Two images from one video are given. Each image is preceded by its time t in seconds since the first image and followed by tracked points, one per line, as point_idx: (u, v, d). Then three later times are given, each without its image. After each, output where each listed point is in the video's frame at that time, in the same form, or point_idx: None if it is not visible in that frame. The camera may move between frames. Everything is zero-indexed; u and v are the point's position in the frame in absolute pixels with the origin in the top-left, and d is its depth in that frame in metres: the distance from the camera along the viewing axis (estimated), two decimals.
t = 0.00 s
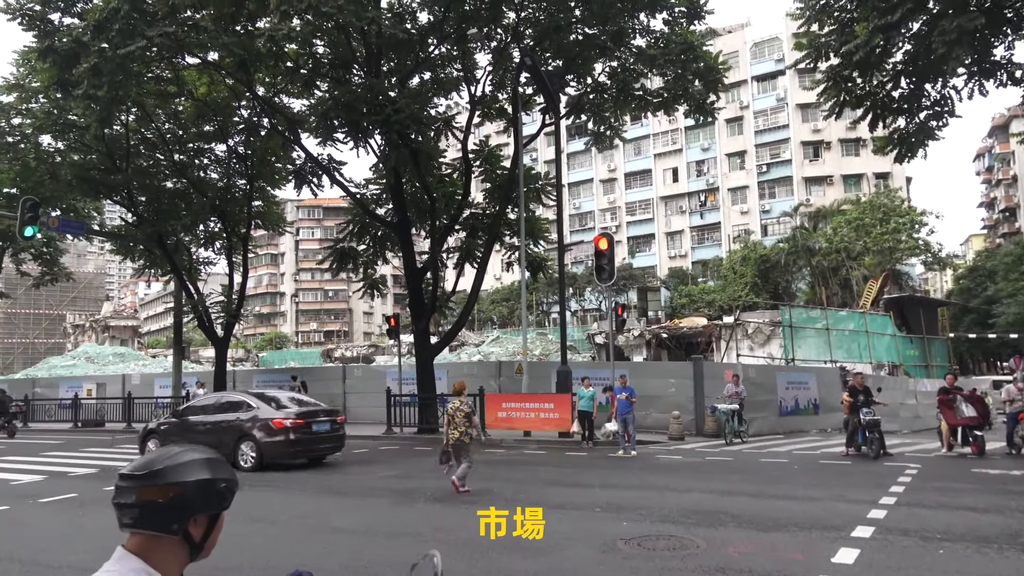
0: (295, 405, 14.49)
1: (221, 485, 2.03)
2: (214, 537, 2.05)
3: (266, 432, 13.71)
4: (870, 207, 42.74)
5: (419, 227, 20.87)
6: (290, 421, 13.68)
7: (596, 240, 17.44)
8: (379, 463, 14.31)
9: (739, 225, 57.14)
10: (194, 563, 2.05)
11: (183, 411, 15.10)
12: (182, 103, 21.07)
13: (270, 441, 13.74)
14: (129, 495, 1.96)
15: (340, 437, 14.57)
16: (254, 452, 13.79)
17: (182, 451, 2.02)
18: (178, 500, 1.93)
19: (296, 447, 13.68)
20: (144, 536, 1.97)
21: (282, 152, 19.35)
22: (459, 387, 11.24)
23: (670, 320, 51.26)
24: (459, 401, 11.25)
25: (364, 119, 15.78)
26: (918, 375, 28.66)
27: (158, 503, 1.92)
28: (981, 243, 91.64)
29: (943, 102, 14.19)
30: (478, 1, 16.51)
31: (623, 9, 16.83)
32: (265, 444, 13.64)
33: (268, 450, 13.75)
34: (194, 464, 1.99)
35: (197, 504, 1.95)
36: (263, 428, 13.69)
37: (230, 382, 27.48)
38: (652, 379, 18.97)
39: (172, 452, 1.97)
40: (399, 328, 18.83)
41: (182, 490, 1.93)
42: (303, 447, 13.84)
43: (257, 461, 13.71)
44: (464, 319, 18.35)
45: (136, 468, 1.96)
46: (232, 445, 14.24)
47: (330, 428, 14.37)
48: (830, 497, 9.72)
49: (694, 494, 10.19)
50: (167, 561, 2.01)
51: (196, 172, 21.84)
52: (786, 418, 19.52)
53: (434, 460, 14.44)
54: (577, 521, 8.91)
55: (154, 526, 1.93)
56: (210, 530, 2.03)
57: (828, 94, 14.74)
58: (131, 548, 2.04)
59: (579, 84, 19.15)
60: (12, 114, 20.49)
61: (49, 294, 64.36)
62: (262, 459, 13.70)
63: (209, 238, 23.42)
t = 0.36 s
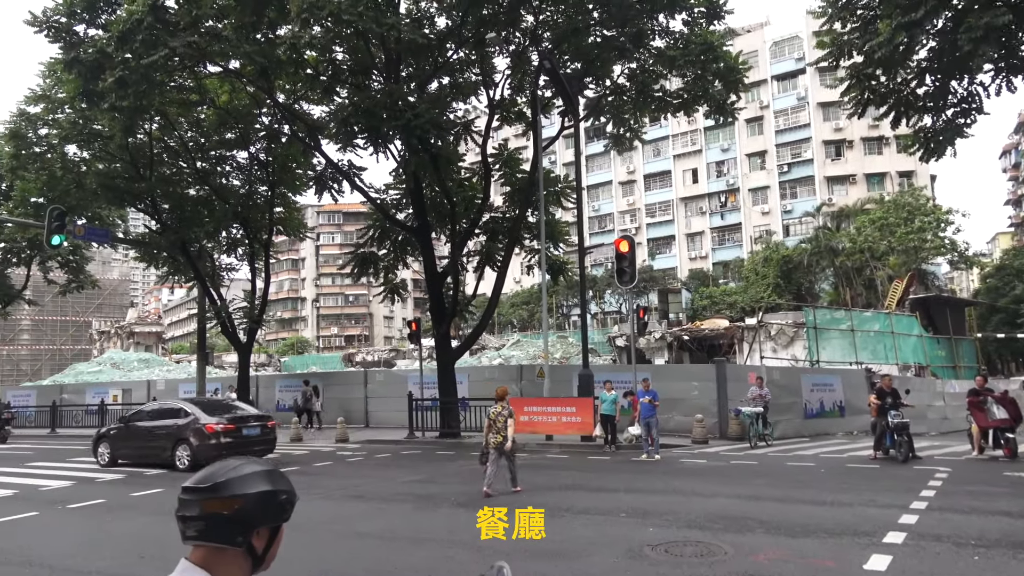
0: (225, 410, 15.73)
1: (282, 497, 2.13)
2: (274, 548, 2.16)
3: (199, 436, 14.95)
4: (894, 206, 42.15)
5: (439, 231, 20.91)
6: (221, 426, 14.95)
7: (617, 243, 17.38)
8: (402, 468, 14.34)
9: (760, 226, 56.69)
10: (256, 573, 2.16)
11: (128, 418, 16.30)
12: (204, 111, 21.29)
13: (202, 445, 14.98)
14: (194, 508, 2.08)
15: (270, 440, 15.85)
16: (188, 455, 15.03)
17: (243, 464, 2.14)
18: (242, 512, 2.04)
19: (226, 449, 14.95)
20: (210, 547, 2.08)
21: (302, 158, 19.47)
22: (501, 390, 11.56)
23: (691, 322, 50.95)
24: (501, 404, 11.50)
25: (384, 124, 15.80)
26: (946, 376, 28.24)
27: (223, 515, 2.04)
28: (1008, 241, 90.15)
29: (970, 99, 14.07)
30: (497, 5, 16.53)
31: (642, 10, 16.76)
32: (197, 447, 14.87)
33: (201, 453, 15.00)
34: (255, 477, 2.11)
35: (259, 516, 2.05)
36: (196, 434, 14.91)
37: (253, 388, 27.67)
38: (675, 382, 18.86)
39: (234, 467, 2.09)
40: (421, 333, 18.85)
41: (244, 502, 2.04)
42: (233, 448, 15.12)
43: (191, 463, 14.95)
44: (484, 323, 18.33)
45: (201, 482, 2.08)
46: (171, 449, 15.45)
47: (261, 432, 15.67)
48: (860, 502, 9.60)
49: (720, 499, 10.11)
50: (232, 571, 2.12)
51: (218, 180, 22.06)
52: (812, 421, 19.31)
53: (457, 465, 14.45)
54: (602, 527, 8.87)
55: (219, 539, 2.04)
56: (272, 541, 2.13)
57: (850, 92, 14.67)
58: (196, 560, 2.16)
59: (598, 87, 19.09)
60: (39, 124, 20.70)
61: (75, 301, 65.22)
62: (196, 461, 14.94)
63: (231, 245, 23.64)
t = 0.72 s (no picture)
0: (176, 413, 16.88)
1: (333, 512, 2.15)
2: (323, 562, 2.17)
3: (149, 437, 16.08)
4: (920, 202, 41.49)
5: (460, 233, 20.98)
6: (168, 427, 16.06)
7: (638, 243, 17.32)
8: (426, 470, 14.40)
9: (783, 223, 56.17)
10: None
11: (90, 421, 17.47)
12: (227, 117, 21.54)
13: (154, 446, 16.11)
14: (247, 524, 2.10)
15: (218, 440, 16.97)
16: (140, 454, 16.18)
17: (294, 480, 2.15)
18: (296, 528, 2.05)
19: (175, 449, 16.08)
20: (263, 563, 2.10)
21: (324, 162, 19.61)
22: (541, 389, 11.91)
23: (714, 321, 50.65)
24: (541, 403, 11.71)
25: (404, 127, 15.89)
26: (976, 374, 27.78)
27: (277, 531, 2.05)
28: None
29: (998, 92, 13.82)
30: (515, 6, 16.57)
31: (662, 9, 16.74)
32: (148, 448, 16.00)
33: (153, 453, 16.13)
34: (307, 492, 2.12)
35: (312, 532, 2.07)
36: (146, 436, 16.03)
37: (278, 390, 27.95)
38: (699, 382, 18.78)
39: (286, 482, 2.11)
40: (443, 335, 18.91)
41: (297, 519, 2.05)
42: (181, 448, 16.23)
43: (142, 462, 16.10)
44: (506, 325, 18.32)
45: (254, 497, 2.10)
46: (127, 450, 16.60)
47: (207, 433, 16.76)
48: (890, 504, 9.47)
49: (747, 502, 10.04)
50: None
51: (241, 184, 22.31)
52: (838, 420, 19.10)
53: (481, 467, 14.47)
54: (628, 530, 8.83)
55: (273, 555, 2.06)
56: (324, 557, 2.14)
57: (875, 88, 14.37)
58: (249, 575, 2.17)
59: (618, 86, 19.03)
60: (66, 132, 21.01)
61: (103, 305, 66.35)
62: (147, 460, 16.09)
63: (254, 248, 23.88)
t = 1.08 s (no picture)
0: (138, 408, 18.01)
1: (378, 514, 2.17)
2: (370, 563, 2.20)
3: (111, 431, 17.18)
4: (949, 196, 40.75)
5: (482, 229, 20.97)
6: (128, 421, 17.16)
7: (661, 239, 17.24)
8: (447, 465, 14.46)
9: (807, 218, 55.58)
10: None
11: (61, 416, 18.57)
12: (250, 114, 21.71)
13: (115, 439, 17.24)
14: (293, 530, 2.11)
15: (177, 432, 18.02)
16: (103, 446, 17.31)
17: (339, 484, 2.16)
18: (342, 533, 2.07)
19: (135, 442, 17.20)
20: (311, 568, 2.11)
21: (346, 158, 19.69)
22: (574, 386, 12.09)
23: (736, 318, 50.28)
24: (576, 400, 11.87)
25: (426, 124, 15.92)
26: (1005, 371, 27.31)
27: (324, 537, 2.06)
28: None
29: None
30: (536, 2, 16.54)
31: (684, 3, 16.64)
32: (110, 441, 17.13)
33: (115, 445, 17.29)
34: (351, 495, 2.13)
35: (357, 536, 2.08)
36: (109, 430, 17.14)
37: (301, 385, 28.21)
38: (722, 379, 18.69)
39: (331, 487, 2.11)
40: (464, 330, 18.92)
41: (343, 524, 2.06)
42: (142, 441, 17.36)
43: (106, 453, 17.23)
44: (527, 323, 18.30)
45: (299, 504, 2.10)
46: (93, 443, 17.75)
47: (167, 426, 17.82)
48: (917, 503, 9.36)
49: (772, 500, 9.96)
50: None
51: (265, 181, 22.51)
52: (864, 418, 18.87)
53: (503, 463, 14.50)
54: (651, 528, 8.80)
55: (321, 560, 2.08)
56: (370, 561, 2.16)
57: (904, 81, 14.12)
58: None
59: (640, 81, 18.93)
60: (92, 130, 21.27)
61: (129, 300, 67.32)
62: (110, 451, 17.22)
63: (277, 245, 24.08)
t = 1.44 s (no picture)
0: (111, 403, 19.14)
1: (425, 510, 2.20)
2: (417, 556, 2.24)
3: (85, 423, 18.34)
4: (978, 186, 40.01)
5: (503, 222, 20.97)
6: (100, 415, 18.31)
7: (684, 231, 17.12)
8: (470, 459, 14.52)
9: (831, 208, 54.91)
10: None
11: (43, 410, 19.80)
12: (272, 109, 21.85)
13: (88, 430, 18.39)
14: (342, 525, 2.13)
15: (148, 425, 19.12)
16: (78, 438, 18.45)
17: (386, 479, 2.17)
18: (391, 530, 2.09)
19: (106, 433, 18.34)
20: (360, 563, 2.14)
21: (367, 153, 19.75)
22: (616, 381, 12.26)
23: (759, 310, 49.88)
24: (615, 394, 11.88)
25: (447, 117, 15.92)
26: None
27: (373, 533, 2.08)
28: None
29: None
30: None
31: None
32: (84, 432, 18.28)
33: (89, 436, 18.44)
34: (399, 492, 2.15)
35: (406, 533, 2.11)
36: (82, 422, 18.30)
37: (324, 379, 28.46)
38: (746, 372, 18.58)
39: (379, 483, 2.13)
40: (485, 324, 18.94)
41: (392, 521, 2.08)
42: (115, 432, 18.55)
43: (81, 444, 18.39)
44: (548, 317, 18.27)
45: (348, 500, 2.12)
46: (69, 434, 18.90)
47: (137, 419, 18.93)
48: (947, 499, 9.23)
49: (798, 495, 9.89)
50: None
51: (287, 176, 22.68)
52: (890, 411, 18.64)
53: (526, 456, 14.54)
54: (676, 523, 8.77)
55: (369, 556, 2.10)
56: (416, 557, 2.19)
57: (931, 69, 13.87)
58: (344, 572, 2.21)
59: (662, 71, 18.79)
60: (118, 127, 21.53)
61: (156, 295, 68.32)
62: (84, 442, 18.37)
63: (300, 239, 24.26)
